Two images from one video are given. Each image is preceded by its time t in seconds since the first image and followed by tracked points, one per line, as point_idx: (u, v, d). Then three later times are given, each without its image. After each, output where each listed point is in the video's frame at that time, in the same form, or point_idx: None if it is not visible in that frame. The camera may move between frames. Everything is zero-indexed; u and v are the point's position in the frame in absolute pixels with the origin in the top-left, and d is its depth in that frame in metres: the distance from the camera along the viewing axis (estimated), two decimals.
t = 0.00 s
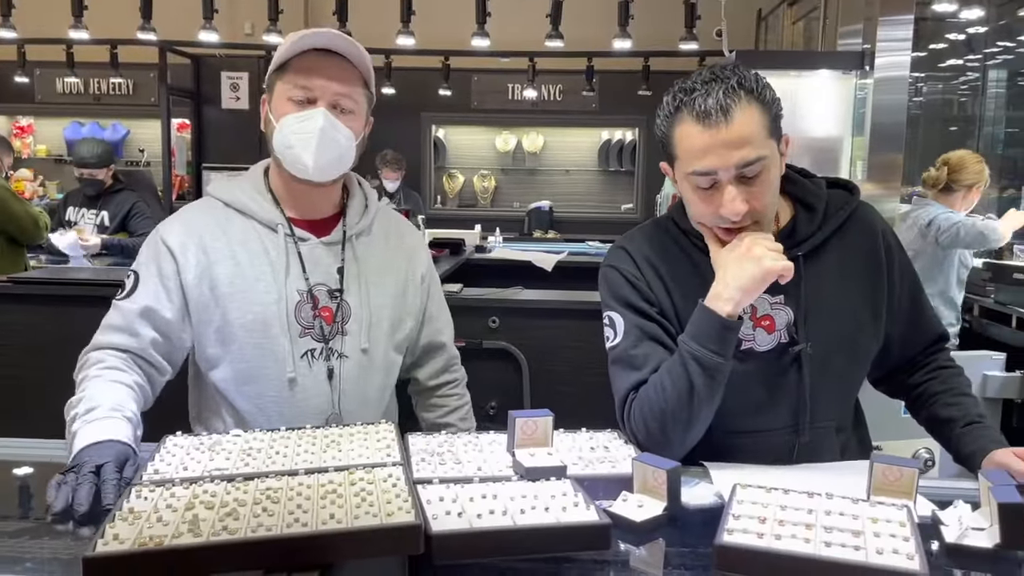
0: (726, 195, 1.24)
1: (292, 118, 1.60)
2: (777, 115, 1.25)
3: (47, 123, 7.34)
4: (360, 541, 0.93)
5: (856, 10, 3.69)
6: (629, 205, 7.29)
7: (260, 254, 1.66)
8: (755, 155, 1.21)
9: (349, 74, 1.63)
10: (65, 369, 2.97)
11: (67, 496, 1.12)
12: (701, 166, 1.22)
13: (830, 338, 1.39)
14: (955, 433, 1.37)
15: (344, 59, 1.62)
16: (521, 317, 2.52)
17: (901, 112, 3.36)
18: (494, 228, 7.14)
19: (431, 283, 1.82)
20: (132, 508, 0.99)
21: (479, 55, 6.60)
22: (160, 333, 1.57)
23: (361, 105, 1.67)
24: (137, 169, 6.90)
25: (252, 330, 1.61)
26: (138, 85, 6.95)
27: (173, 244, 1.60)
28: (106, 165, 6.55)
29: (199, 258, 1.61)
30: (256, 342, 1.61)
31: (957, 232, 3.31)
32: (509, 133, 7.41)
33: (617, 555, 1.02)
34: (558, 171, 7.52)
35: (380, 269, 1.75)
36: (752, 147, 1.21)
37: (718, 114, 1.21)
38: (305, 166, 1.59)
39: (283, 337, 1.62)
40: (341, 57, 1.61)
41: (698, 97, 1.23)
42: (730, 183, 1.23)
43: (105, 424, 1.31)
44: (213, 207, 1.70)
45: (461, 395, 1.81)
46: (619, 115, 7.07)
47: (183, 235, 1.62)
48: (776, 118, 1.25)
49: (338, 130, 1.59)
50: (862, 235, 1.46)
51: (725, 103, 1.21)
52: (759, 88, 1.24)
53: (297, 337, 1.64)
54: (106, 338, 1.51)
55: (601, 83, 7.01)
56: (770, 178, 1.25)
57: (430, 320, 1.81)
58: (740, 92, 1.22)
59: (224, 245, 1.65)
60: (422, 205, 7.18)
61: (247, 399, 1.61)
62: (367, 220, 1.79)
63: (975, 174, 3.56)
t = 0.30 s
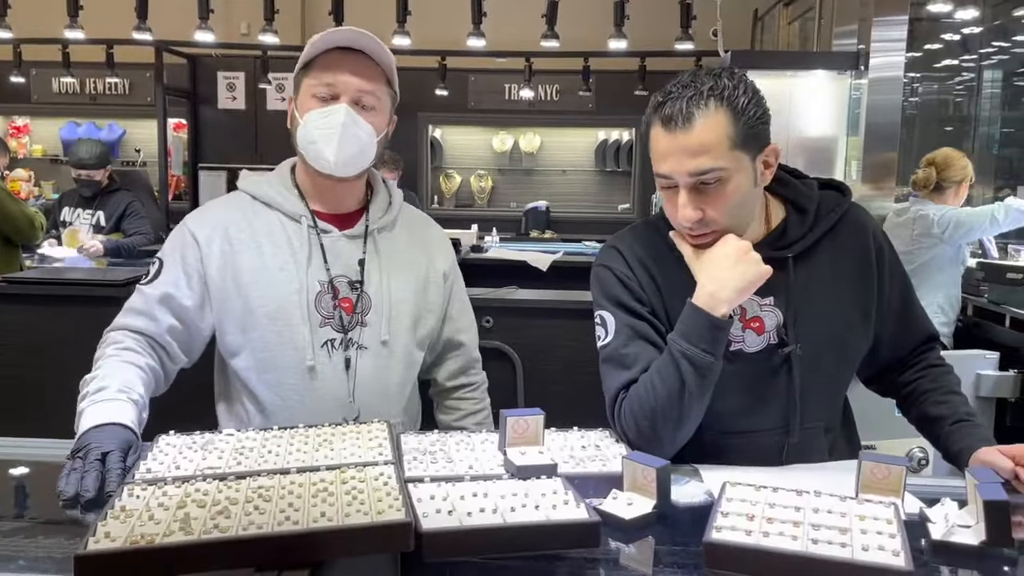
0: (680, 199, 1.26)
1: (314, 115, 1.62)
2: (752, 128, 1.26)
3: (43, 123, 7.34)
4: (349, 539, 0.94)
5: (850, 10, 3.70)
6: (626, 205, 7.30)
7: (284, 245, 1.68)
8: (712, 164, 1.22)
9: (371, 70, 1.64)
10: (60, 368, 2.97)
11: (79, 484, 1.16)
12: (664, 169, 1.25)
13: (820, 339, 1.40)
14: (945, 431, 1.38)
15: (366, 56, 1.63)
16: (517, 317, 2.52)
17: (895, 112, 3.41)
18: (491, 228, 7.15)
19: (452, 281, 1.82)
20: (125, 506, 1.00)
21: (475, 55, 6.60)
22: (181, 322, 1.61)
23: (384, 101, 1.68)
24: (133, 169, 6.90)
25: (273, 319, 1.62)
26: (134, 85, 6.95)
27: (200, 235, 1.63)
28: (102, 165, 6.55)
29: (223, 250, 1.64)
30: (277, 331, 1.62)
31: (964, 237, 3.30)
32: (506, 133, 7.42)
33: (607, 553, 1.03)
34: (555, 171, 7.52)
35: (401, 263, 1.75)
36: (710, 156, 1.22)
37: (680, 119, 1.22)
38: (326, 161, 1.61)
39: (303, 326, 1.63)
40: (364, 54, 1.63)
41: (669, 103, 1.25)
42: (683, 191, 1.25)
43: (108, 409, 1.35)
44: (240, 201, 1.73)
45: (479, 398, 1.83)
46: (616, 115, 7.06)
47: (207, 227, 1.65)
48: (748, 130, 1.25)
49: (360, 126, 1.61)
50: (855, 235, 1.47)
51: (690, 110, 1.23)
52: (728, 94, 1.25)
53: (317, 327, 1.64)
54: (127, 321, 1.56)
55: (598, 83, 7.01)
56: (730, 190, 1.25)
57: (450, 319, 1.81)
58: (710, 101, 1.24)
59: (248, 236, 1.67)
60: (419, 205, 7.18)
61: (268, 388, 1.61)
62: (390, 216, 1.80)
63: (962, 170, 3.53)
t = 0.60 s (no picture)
0: (664, 200, 1.26)
1: (350, 119, 1.63)
2: (736, 128, 1.26)
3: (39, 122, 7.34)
4: (338, 538, 0.94)
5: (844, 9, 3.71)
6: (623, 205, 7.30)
7: (318, 244, 1.69)
8: (696, 164, 1.23)
9: (405, 75, 1.65)
10: (53, 368, 2.97)
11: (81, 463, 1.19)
12: (650, 170, 1.25)
13: (809, 338, 1.40)
14: (934, 430, 1.39)
15: (400, 61, 1.64)
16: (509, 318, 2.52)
17: (889, 111, 3.40)
18: (488, 228, 7.15)
19: (482, 286, 1.80)
20: (115, 505, 1.00)
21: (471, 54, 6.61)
22: (214, 313, 1.63)
23: (417, 106, 1.69)
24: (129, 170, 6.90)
25: (301, 315, 1.63)
26: (130, 85, 6.95)
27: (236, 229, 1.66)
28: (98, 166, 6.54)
29: (256, 246, 1.66)
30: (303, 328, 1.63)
31: (970, 233, 3.57)
32: (502, 133, 7.41)
33: (597, 550, 1.03)
34: (551, 170, 7.53)
35: (430, 265, 1.74)
36: (694, 156, 1.22)
37: (665, 120, 1.23)
38: (360, 165, 1.61)
39: (328, 324, 1.63)
40: (398, 59, 1.63)
41: (654, 104, 1.25)
42: (669, 190, 1.25)
43: (121, 402, 1.38)
44: (279, 198, 1.76)
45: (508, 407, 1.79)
46: (612, 115, 7.07)
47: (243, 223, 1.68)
48: (732, 130, 1.25)
49: (393, 130, 1.61)
50: (844, 235, 1.47)
51: (675, 110, 1.23)
52: (714, 95, 1.25)
53: (342, 324, 1.65)
54: (161, 308, 1.59)
55: (594, 83, 7.02)
56: (715, 190, 1.26)
57: (479, 324, 1.79)
58: (694, 102, 1.24)
59: (281, 233, 1.69)
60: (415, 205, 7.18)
61: (292, 382, 1.63)
62: (423, 220, 1.79)
63: (953, 170, 3.65)
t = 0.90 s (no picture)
0: (655, 200, 1.27)
1: (376, 121, 1.62)
2: (724, 126, 1.26)
3: (36, 122, 7.33)
4: (330, 537, 0.94)
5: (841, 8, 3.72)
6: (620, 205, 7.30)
7: (337, 241, 1.68)
8: (685, 163, 1.23)
9: (429, 79, 1.64)
10: (49, 367, 2.97)
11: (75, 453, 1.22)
12: (640, 170, 1.26)
13: (805, 337, 1.41)
14: (927, 429, 1.39)
15: (425, 65, 1.63)
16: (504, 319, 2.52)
17: (884, 111, 3.41)
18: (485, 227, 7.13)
19: (495, 291, 1.78)
20: (107, 505, 1.00)
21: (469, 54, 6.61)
22: (234, 305, 1.64)
23: (441, 110, 1.68)
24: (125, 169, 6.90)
25: (318, 310, 1.62)
26: (127, 84, 6.95)
27: (257, 223, 1.66)
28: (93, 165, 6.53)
29: (277, 239, 1.66)
30: (319, 323, 1.62)
31: (974, 234, 3.61)
32: (499, 133, 7.38)
33: (590, 550, 1.03)
34: (548, 170, 7.52)
35: (447, 266, 1.72)
36: (683, 155, 1.23)
37: (652, 119, 1.23)
38: (385, 167, 1.61)
39: (345, 321, 1.62)
40: (423, 63, 1.63)
41: (642, 104, 1.26)
42: (659, 191, 1.26)
43: (128, 397, 1.39)
44: (300, 193, 1.75)
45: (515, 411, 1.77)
46: (610, 115, 7.07)
47: (265, 216, 1.67)
48: (720, 129, 1.25)
49: (418, 134, 1.61)
50: (838, 235, 1.47)
51: (664, 110, 1.23)
52: (702, 94, 1.25)
53: (358, 321, 1.63)
54: (183, 297, 1.61)
55: (592, 82, 7.03)
56: (704, 189, 1.26)
57: (490, 328, 1.76)
58: (682, 100, 1.24)
59: (302, 228, 1.68)
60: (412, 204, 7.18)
61: (306, 376, 1.62)
62: (442, 223, 1.78)
63: (948, 172, 3.70)
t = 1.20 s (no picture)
0: (660, 192, 1.27)
1: (384, 118, 1.61)
2: (732, 121, 1.26)
3: (38, 119, 7.33)
4: (326, 536, 0.94)
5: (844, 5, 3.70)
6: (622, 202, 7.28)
7: (342, 236, 1.67)
8: (690, 157, 1.23)
9: (435, 76, 1.64)
10: (50, 364, 2.97)
11: (65, 449, 1.21)
12: (646, 163, 1.26)
13: (812, 335, 1.40)
14: (927, 428, 1.39)
15: (432, 63, 1.63)
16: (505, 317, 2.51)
17: (887, 108, 3.40)
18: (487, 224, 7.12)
19: (498, 288, 1.77)
20: (103, 503, 1.00)
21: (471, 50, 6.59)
22: (241, 301, 1.64)
23: (448, 108, 1.68)
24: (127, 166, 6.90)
25: (322, 305, 1.62)
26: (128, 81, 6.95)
27: (262, 217, 1.66)
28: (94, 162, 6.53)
29: (282, 234, 1.65)
30: (323, 318, 1.62)
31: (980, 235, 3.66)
32: (501, 130, 7.41)
33: (588, 548, 1.03)
34: (550, 167, 7.51)
35: (451, 263, 1.71)
36: (689, 149, 1.23)
37: (660, 112, 1.23)
38: (394, 164, 1.59)
39: (349, 317, 1.61)
40: (430, 61, 1.63)
41: (650, 98, 1.26)
42: (665, 184, 1.26)
43: (129, 395, 1.38)
44: (304, 187, 1.74)
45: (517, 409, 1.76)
46: (613, 112, 7.06)
47: (270, 211, 1.67)
48: (728, 123, 1.25)
49: (427, 132, 1.60)
50: (843, 234, 1.46)
51: (671, 104, 1.23)
52: (712, 90, 1.25)
53: (362, 316, 1.63)
54: (189, 294, 1.60)
55: (594, 79, 7.01)
56: (709, 183, 1.25)
57: (493, 325, 1.76)
58: (690, 94, 1.24)
59: (308, 223, 1.68)
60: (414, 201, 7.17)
61: (309, 371, 1.62)
62: (447, 218, 1.76)
63: (948, 172, 3.70)
